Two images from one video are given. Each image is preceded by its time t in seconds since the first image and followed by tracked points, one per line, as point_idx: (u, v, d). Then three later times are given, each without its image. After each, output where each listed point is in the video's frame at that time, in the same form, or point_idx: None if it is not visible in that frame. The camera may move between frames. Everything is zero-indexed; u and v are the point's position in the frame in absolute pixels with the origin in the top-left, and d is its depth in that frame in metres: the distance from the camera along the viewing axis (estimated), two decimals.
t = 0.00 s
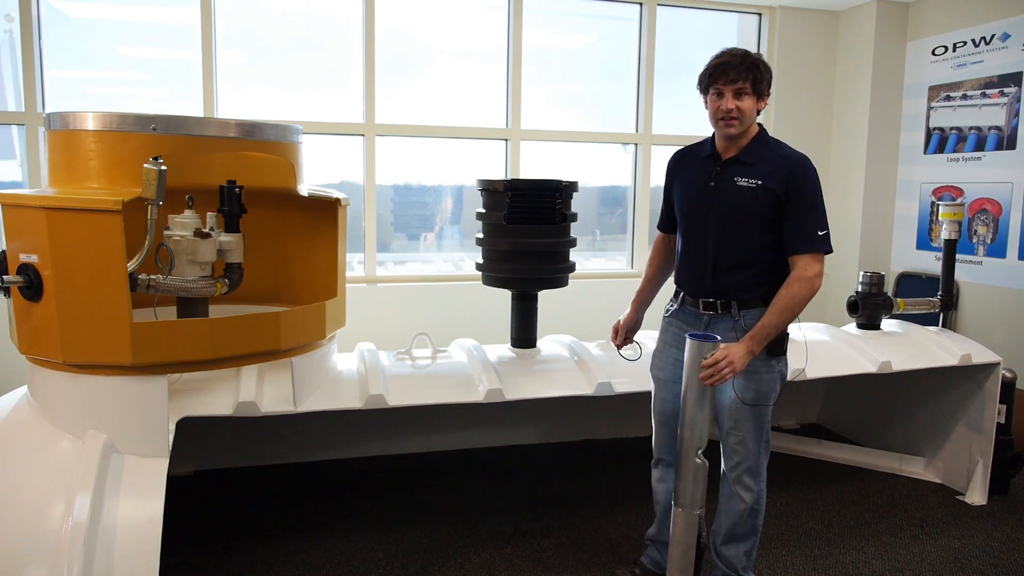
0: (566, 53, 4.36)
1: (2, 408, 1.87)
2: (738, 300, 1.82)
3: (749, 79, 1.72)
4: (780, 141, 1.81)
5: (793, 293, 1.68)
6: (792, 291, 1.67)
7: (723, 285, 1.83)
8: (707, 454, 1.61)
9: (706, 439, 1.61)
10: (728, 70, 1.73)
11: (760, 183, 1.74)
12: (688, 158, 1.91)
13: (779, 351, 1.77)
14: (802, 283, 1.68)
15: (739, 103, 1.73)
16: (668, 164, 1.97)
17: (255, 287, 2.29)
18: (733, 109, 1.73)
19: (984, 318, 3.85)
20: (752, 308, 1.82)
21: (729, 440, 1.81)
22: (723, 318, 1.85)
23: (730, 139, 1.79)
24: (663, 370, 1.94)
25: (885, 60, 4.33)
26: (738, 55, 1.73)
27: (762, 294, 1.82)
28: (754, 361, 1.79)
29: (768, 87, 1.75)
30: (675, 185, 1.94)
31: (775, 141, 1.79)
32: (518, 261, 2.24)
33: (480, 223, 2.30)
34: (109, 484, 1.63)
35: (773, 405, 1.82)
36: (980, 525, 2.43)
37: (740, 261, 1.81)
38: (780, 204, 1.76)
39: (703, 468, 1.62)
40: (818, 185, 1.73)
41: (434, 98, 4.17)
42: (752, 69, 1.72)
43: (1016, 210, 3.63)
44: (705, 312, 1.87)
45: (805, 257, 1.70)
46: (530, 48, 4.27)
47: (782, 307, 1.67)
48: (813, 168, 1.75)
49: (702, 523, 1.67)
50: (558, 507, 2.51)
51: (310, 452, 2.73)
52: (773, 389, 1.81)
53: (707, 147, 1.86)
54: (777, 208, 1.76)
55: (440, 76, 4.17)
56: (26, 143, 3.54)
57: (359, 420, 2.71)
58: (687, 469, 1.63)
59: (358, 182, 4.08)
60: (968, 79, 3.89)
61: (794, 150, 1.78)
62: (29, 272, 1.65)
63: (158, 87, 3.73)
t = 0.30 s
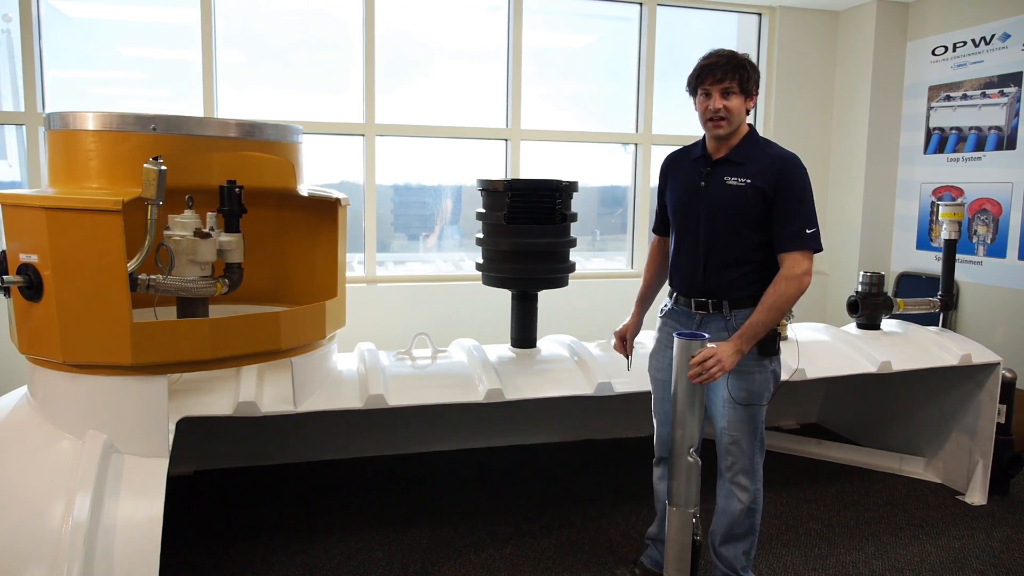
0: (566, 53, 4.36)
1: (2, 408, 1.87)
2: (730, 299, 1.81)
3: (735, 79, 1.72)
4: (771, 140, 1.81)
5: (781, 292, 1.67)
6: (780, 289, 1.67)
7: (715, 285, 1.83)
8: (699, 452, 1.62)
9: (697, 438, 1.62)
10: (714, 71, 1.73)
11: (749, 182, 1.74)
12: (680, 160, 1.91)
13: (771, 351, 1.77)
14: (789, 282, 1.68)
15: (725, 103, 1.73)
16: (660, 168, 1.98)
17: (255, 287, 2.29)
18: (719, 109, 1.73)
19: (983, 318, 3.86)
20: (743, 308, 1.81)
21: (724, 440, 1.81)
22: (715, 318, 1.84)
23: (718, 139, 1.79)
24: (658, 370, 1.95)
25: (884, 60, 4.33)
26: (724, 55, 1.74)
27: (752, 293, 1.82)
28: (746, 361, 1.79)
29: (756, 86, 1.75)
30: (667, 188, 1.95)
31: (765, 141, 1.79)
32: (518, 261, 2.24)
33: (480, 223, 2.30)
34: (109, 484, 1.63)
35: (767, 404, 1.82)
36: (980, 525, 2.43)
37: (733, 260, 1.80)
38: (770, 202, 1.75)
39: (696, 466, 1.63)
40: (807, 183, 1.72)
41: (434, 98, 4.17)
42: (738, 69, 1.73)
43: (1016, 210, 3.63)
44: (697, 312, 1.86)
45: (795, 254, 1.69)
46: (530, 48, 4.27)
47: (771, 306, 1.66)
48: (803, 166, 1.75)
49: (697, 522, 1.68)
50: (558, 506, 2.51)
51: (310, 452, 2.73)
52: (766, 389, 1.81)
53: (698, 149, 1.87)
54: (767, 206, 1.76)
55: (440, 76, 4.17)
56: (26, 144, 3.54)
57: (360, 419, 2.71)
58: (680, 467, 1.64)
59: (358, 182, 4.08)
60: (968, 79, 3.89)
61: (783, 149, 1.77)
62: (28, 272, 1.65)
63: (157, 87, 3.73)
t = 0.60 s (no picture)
0: (566, 53, 4.36)
1: (2, 408, 1.87)
2: (725, 298, 1.81)
3: (713, 80, 1.70)
4: (764, 139, 1.81)
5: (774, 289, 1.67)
6: (773, 287, 1.67)
7: (710, 284, 1.83)
8: (693, 451, 1.62)
9: (692, 436, 1.61)
10: (692, 73, 1.72)
11: (740, 181, 1.75)
12: (675, 163, 1.93)
13: (766, 349, 1.77)
14: (781, 279, 1.67)
15: (704, 107, 1.73)
16: (656, 171, 1.99)
17: (256, 287, 2.29)
18: (700, 113, 1.73)
19: (983, 318, 3.86)
20: (737, 307, 1.81)
21: (721, 439, 1.81)
22: (710, 317, 1.84)
23: (706, 139, 1.79)
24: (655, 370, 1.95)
25: (884, 60, 4.33)
26: (703, 56, 1.71)
27: (746, 293, 1.81)
28: (742, 360, 1.79)
29: (740, 83, 1.73)
30: (663, 190, 1.96)
31: (758, 140, 1.79)
32: (518, 261, 2.24)
33: (480, 223, 2.30)
34: (109, 484, 1.63)
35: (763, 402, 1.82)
36: (980, 524, 2.43)
37: (727, 260, 1.80)
38: (762, 201, 1.75)
39: (691, 464, 1.62)
40: (799, 181, 1.72)
41: (434, 98, 4.17)
42: (716, 69, 1.70)
43: (1016, 210, 3.63)
44: (692, 311, 1.86)
45: (787, 254, 1.69)
46: (530, 49, 4.27)
47: (763, 303, 1.66)
48: (795, 165, 1.74)
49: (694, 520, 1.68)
50: (557, 506, 2.51)
51: (310, 452, 2.73)
52: (763, 387, 1.80)
53: (692, 151, 1.88)
54: (759, 206, 1.76)
55: (440, 76, 4.17)
56: (26, 144, 3.54)
57: (360, 419, 2.71)
58: (675, 465, 1.63)
59: (358, 182, 4.08)
60: (968, 79, 3.89)
61: (776, 148, 1.77)
62: (28, 272, 1.65)
63: (158, 87, 3.73)
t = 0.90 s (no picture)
0: (566, 52, 4.36)
1: (2, 408, 1.87)
2: (724, 298, 1.81)
3: (694, 91, 1.70)
4: (763, 140, 1.81)
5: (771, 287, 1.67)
6: (771, 286, 1.67)
7: (710, 284, 1.82)
8: (690, 449, 1.62)
9: (689, 435, 1.61)
10: (675, 83, 1.73)
11: (741, 181, 1.75)
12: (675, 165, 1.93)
13: (765, 349, 1.77)
14: (780, 278, 1.67)
15: (687, 116, 1.74)
16: (655, 174, 1.99)
17: (256, 287, 2.29)
18: (684, 123, 1.75)
19: (983, 318, 3.86)
20: (736, 306, 1.81)
21: (720, 438, 1.81)
22: (708, 316, 1.84)
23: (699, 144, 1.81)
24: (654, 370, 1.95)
25: (884, 60, 4.33)
26: (686, 65, 1.72)
27: (745, 292, 1.81)
28: (740, 359, 1.79)
29: (725, 87, 1.71)
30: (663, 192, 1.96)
31: (757, 141, 1.79)
32: (518, 261, 2.24)
33: (480, 223, 2.30)
34: (109, 484, 1.63)
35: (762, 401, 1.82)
36: (980, 524, 2.43)
37: (728, 259, 1.80)
38: (762, 202, 1.75)
39: (688, 463, 1.62)
40: (799, 181, 1.72)
41: (434, 98, 4.17)
42: (696, 79, 1.70)
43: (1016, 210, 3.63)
44: (691, 310, 1.86)
45: (787, 253, 1.69)
46: (530, 49, 4.27)
47: (760, 301, 1.67)
48: (794, 164, 1.75)
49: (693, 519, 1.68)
50: (558, 506, 2.51)
51: (310, 453, 2.73)
52: (761, 386, 1.81)
53: (691, 152, 1.88)
54: (760, 206, 1.76)
55: (440, 76, 4.17)
56: (26, 144, 3.54)
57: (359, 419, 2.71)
58: (672, 464, 1.63)
59: (358, 182, 4.08)
60: (968, 79, 3.89)
61: (775, 148, 1.78)
62: (28, 272, 1.65)
63: (158, 87, 3.73)
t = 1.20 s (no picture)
0: (566, 52, 4.36)
1: (2, 408, 1.87)
2: (726, 298, 1.81)
3: (702, 86, 1.70)
4: (762, 140, 1.81)
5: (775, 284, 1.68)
6: (775, 284, 1.67)
7: (713, 284, 1.82)
8: (693, 449, 1.62)
9: (692, 434, 1.62)
10: (681, 79, 1.72)
11: (743, 181, 1.75)
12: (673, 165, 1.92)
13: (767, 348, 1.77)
14: (785, 276, 1.68)
15: (694, 112, 1.73)
16: (651, 174, 1.98)
17: (255, 287, 2.29)
18: (690, 119, 1.74)
19: (983, 318, 3.85)
20: (738, 306, 1.81)
21: (721, 438, 1.81)
22: (710, 316, 1.84)
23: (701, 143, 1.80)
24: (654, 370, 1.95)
25: (884, 60, 4.33)
26: (692, 61, 1.71)
27: (747, 292, 1.81)
28: (743, 359, 1.79)
29: (731, 85, 1.72)
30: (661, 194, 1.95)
31: (756, 140, 1.80)
32: (518, 261, 2.24)
33: (480, 223, 2.29)
34: (109, 485, 1.63)
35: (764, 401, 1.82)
36: (980, 524, 2.43)
37: (729, 260, 1.80)
38: (764, 201, 1.76)
39: (691, 462, 1.62)
40: (800, 181, 1.73)
41: (434, 98, 4.17)
42: (704, 75, 1.70)
43: (1016, 210, 3.63)
44: (692, 310, 1.86)
45: (792, 252, 1.70)
46: (530, 49, 4.27)
47: (765, 299, 1.67)
48: (795, 164, 1.75)
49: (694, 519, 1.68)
50: (557, 506, 2.51)
51: (310, 453, 2.72)
52: (763, 386, 1.81)
53: (689, 153, 1.87)
54: (761, 205, 1.76)
55: (439, 76, 4.17)
56: (26, 144, 3.54)
57: (359, 419, 2.71)
58: (676, 464, 1.64)
59: (358, 182, 4.08)
60: (968, 79, 3.89)
61: (774, 148, 1.78)
62: (28, 272, 1.65)
63: (158, 87, 3.73)
